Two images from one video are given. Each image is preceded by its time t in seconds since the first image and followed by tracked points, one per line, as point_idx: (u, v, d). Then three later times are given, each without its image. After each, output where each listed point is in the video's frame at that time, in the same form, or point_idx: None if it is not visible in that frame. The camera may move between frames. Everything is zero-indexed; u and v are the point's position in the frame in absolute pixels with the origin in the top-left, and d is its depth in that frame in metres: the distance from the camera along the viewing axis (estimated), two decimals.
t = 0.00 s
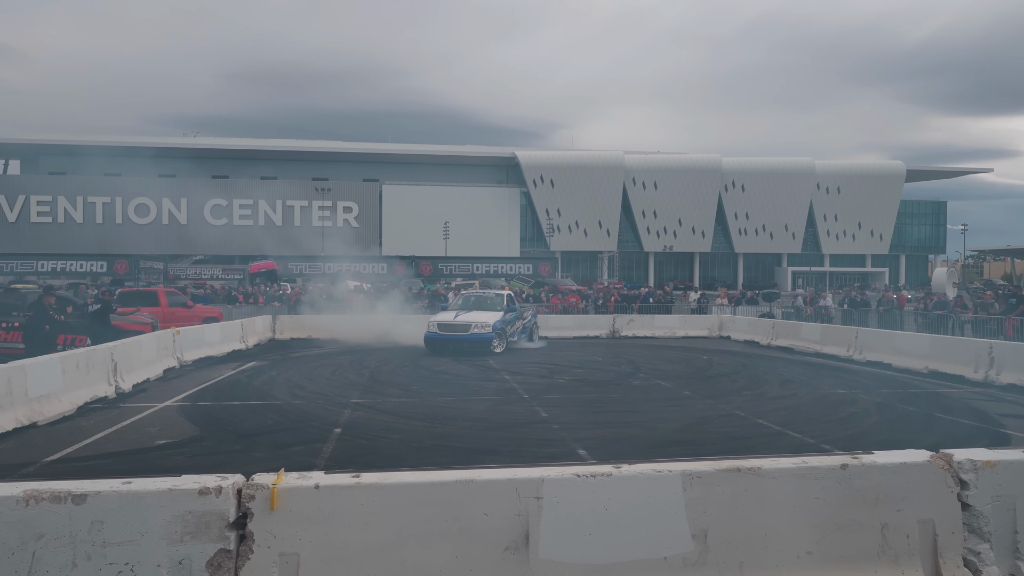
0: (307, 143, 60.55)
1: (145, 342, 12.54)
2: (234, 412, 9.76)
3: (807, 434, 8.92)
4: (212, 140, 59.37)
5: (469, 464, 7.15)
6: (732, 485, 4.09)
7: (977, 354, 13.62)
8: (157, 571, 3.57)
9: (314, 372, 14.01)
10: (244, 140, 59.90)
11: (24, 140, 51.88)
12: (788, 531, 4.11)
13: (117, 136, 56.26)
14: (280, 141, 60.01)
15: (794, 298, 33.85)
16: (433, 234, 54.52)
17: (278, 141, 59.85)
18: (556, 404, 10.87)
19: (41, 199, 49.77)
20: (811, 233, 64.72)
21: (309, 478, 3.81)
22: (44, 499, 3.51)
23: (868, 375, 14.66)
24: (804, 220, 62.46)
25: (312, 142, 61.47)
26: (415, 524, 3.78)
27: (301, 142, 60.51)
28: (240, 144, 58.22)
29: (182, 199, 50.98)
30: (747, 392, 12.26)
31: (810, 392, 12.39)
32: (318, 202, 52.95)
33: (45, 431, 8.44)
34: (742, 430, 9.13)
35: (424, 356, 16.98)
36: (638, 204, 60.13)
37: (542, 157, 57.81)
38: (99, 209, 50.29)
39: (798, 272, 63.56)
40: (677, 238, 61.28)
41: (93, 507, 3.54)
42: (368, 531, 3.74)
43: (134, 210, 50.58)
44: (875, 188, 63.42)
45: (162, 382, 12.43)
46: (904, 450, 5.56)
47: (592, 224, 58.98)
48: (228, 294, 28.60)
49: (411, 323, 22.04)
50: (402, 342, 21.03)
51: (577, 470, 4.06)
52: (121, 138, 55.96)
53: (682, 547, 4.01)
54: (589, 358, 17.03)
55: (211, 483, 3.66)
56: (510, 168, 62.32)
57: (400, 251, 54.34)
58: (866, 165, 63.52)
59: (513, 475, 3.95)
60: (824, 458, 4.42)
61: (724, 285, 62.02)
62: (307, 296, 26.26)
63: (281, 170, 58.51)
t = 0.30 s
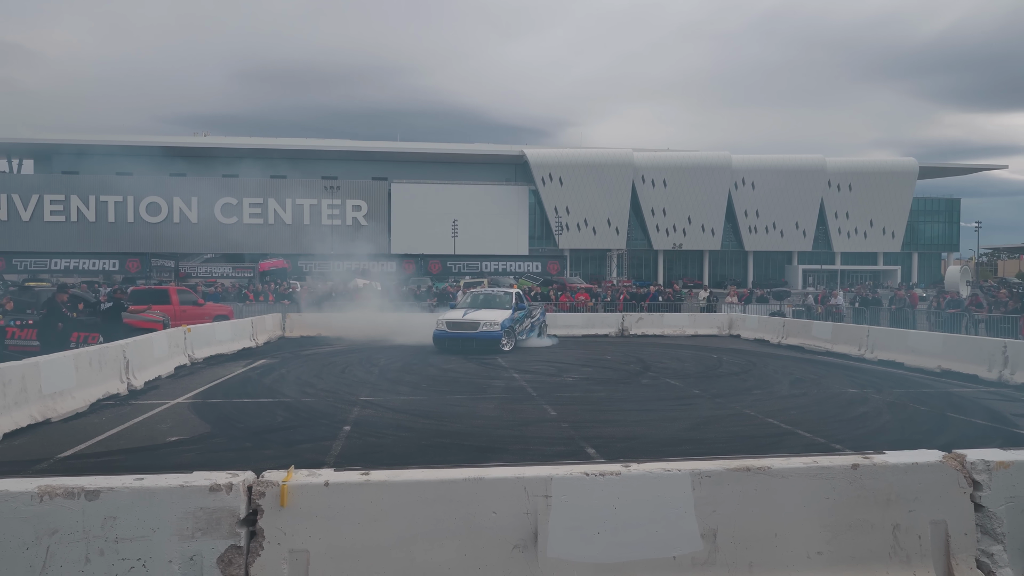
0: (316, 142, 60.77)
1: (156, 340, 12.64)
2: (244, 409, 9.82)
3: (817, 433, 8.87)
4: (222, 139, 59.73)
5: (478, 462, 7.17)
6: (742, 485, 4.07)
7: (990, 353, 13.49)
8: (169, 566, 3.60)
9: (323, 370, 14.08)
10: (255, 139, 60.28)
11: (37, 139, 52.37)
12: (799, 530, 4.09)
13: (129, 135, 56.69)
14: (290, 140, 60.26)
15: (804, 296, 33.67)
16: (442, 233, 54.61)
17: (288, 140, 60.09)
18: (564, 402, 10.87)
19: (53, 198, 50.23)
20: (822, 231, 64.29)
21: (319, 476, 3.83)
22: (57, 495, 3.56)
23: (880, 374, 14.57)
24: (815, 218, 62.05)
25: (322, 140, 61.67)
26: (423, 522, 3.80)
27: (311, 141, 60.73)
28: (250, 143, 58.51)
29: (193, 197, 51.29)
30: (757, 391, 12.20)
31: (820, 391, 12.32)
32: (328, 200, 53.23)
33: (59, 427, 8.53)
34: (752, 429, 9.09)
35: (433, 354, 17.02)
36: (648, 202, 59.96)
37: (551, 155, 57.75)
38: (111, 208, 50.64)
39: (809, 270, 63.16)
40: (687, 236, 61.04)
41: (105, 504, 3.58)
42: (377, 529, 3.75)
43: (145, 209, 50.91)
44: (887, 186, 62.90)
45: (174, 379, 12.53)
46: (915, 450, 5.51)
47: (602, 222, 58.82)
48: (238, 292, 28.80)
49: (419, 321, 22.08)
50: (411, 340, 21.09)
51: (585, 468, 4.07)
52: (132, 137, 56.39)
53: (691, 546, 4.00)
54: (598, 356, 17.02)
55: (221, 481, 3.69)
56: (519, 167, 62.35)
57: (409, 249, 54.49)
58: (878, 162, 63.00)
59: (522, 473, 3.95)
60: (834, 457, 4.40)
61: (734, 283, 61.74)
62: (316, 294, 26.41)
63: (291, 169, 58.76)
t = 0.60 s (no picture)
0: (323, 142, 60.93)
1: (166, 341, 12.70)
2: (254, 409, 9.85)
3: (826, 428, 8.81)
4: (230, 140, 59.97)
5: (487, 459, 7.17)
6: (752, 481, 4.03)
7: (1000, 346, 13.36)
8: (180, 566, 3.60)
9: (332, 369, 14.12)
10: (262, 140, 60.52)
11: (46, 142, 52.79)
12: (811, 525, 4.06)
13: (137, 137, 57.00)
14: (296, 140, 60.44)
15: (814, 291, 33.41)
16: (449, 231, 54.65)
17: (295, 140, 60.27)
18: (573, 399, 10.85)
19: (62, 200, 50.61)
20: (830, 226, 63.95)
21: (328, 475, 3.82)
22: (68, 496, 3.56)
23: (890, 368, 14.46)
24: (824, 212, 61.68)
25: (328, 140, 61.80)
26: (432, 519, 3.78)
27: (318, 141, 60.89)
28: (257, 143, 58.74)
29: (201, 198, 51.66)
30: (766, 386, 12.16)
31: (830, 386, 12.25)
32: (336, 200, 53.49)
33: (69, 429, 8.57)
34: (762, 424, 9.04)
35: (442, 353, 17.05)
36: (655, 198, 59.82)
37: (557, 153, 57.67)
38: (119, 210, 50.98)
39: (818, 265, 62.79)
40: (695, 232, 60.87)
41: (116, 505, 3.58)
42: (386, 528, 3.74)
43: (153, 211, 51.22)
44: (896, 179, 62.40)
45: (183, 380, 12.59)
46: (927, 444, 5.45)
47: (609, 219, 58.68)
48: (246, 294, 28.91)
49: (427, 320, 22.13)
50: (419, 339, 21.14)
51: (592, 464, 4.04)
52: (140, 139, 56.70)
53: (702, 543, 3.97)
54: (607, 353, 16.98)
55: (231, 480, 3.68)
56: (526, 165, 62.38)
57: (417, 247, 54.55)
58: (887, 156, 62.50)
59: (530, 471, 3.93)
60: (844, 452, 4.35)
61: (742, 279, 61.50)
62: (325, 294, 26.53)
63: (298, 169, 58.98)
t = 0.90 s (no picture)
0: (330, 139, 61.01)
1: (173, 338, 12.75)
2: (260, 406, 9.87)
3: (833, 427, 8.76)
4: (237, 137, 60.12)
5: (493, 457, 7.16)
6: (758, 479, 4.00)
7: (1008, 345, 13.25)
8: (187, 563, 3.61)
9: (338, 367, 14.14)
10: (269, 138, 60.65)
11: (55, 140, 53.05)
12: (819, 523, 4.03)
13: (144, 135, 57.21)
14: (303, 138, 60.53)
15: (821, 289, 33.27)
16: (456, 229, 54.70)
17: (302, 138, 60.38)
18: (579, 397, 10.82)
19: (69, 198, 50.80)
20: (837, 224, 63.71)
21: (334, 472, 3.82)
22: (75, 492, 3.57)
23: (898, 367, 14.37)
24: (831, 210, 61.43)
25: (335, 138, 61.87)
26: (437, 515, 3.77)
27: (325, 139, 60.99)
28: (264, 141, 58.88)
29: (208, 196, 51.93)
30: (773, 384, 12.11)
31: (837, 384, 12.19)
32: (343, 197, 53.69)
33: (77, 426, 8.61)
34: (768, 423, 9.00)
35: (448, 350, 17.05)
36: (662, 196, 59.69)
37: (564, 151, 57.54)
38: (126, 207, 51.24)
39: (825, 264, 62.55)
40: (701, 230, 60.73)
41: (122, 501, 3.59)
42: (391, 524, 3.74)
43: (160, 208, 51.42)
44: (904, 177, 62.06)
45: (190, 377, 12.64)
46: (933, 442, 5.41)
47: (616, 217, 58.61)
48: (253, 291, 29.02)
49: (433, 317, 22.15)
50: (425, 336, 21.17)
51: (599, 462, 4.02)
52: (147, 137, 56.90)
53: (707, 541, 3.95)
54: (613, 351, 16.94)
55: (237, 477, 3.68)
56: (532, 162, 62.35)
57: (423, 245, 54.54)
58: (895, 154, 62.15)
59: (536, 469, 3.92)
60: (851, 450, 4.33)
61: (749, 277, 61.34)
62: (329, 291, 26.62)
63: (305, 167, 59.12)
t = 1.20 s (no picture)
0: (337, 136, 61.11)
1: (180, 333, 12.81)
2: (267, 402, 9.91)
3: (840, 427, 8.71)
4: (244, 134, 60.32)
5: (498, 454, 7.16)
6: (764, 478, 3.99)
7: (1017, 345, 13.16)
8: (193, 558, 3.62)
9: (344, 363, 14.17)
10: (277, 134, 60.83)
11: (64, 137, 53.36)
12: (826, 523, 4.01)
13: (152, 132, 57.46)
14: (310, 135, 60.67)
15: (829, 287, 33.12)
16: (462, 226, 54.74)
17: (309, 135, 60.52)
18: (585, 395, 10.82)
19: (78, 194, 51.03)
20: (845, 223, 63.40)
21: (340, 468, 3.83)
22: (83, 486, 3.59)
23: (906, 367, 14.29)
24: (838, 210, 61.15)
25: (342, 134, 61.96)
26: (443, 512, 3.78)
27: (332, 136, 61.11)
28: (271, 138, 59.04)
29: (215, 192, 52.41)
30: (780, 383, 12.07)
31: (845, 383, 12.13)
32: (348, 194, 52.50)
33: (84, 421, 8.66)
34: (775, 422, 8.97)
35: (454, 347, 17.08)
36: (668, 194, 59.53)
37: (571, 148, 57.40)
38: (134, 203, 51.55)
39: (832, 263, 62.26)
40: (708, 228, 60.56)
41: (130, 495, 3.61)
42: (397, 520, 3.75)
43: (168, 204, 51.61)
44: (913, 176, 61.65)
45: (197, 372, 12.70)
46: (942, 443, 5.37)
47: (622, 215, 58.53)
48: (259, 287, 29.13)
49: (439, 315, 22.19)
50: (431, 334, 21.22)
51: (605, 460, 4.02)
52: (156, 134, 57.16)
53: (713, 539, 3.94)
54: (619, 349, 16.92)
55: (243, 472, 3.70)
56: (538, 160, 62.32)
57: (430, 242, 54.59)
58: (904, 153, 61.73)
59: (541, 465, 3.91)
60: (859, 450, 4.30)
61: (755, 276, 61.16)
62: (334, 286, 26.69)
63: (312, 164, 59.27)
